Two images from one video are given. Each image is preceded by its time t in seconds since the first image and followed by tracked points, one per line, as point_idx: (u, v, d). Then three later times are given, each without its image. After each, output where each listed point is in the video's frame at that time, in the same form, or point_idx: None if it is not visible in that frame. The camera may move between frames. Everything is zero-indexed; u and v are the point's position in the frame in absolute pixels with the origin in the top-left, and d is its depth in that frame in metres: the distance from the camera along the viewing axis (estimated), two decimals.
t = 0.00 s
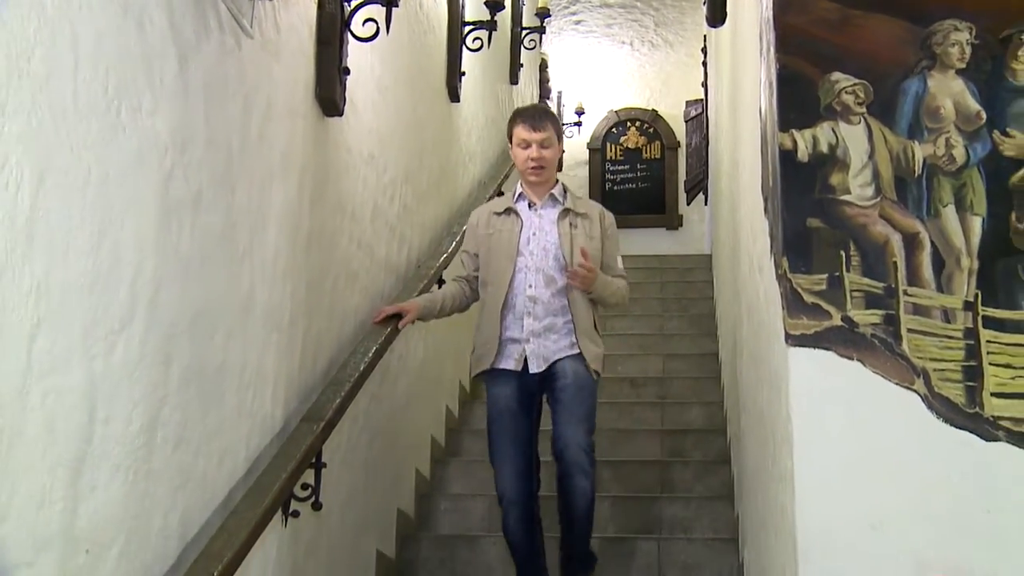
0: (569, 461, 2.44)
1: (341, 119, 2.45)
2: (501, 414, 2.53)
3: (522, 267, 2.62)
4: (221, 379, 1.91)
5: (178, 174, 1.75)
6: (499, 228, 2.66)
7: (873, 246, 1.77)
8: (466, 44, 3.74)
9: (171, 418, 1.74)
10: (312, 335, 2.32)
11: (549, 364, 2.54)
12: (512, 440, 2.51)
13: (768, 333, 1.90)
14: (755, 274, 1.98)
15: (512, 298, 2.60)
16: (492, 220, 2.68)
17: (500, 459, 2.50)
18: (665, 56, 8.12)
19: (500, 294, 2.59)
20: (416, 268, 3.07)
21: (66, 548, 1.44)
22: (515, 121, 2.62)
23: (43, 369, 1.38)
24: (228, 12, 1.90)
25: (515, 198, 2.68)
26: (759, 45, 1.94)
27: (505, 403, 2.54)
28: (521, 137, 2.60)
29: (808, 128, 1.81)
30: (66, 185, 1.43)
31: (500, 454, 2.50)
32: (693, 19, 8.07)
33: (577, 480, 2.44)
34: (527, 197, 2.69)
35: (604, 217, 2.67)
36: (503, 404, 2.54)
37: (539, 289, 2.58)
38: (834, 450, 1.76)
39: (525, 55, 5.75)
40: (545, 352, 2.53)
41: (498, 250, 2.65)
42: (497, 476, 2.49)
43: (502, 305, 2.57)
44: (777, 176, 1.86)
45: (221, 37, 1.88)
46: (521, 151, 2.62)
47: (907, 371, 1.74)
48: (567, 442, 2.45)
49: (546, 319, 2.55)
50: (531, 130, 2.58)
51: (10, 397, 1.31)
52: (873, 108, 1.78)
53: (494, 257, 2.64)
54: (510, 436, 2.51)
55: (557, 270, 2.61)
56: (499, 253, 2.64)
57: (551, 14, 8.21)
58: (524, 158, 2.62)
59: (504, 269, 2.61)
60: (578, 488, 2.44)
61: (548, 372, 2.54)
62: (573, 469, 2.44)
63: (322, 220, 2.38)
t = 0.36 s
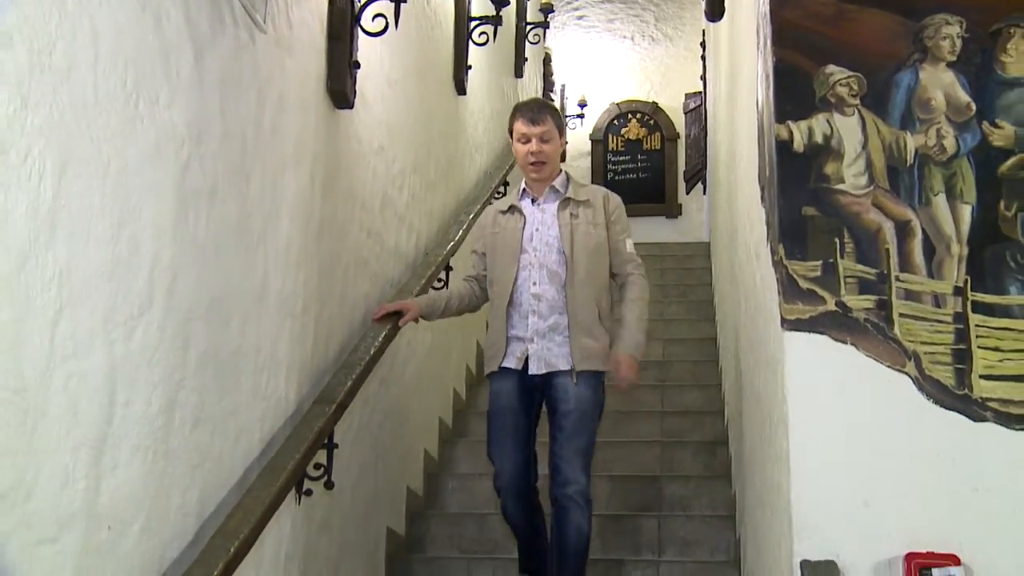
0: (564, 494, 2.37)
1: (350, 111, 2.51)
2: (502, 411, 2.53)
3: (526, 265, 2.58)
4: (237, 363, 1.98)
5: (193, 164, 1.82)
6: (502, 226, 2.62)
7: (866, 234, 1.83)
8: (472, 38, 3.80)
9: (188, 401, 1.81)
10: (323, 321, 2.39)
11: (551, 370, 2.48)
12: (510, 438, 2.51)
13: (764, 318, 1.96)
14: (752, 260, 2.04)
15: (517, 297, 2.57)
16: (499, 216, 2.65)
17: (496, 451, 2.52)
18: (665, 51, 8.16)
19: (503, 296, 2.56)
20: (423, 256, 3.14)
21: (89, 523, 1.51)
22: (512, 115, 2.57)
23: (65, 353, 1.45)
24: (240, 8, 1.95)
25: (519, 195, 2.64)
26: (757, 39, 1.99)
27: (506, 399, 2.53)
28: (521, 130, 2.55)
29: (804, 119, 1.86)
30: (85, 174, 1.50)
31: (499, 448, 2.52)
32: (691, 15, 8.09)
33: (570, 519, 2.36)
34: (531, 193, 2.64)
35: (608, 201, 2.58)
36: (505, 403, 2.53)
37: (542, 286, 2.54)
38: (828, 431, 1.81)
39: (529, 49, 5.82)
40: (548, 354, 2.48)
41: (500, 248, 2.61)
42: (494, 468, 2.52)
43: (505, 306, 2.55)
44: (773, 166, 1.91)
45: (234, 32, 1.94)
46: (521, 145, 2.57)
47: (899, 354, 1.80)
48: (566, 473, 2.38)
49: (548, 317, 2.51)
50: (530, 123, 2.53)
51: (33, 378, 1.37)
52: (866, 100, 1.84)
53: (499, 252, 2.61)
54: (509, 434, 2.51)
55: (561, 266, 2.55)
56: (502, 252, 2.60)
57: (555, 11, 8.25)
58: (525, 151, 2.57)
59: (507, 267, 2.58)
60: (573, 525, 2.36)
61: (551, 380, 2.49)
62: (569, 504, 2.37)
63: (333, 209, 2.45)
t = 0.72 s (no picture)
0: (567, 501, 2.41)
1: (362, 105, 2.62)
2: (506, 391, 2.55)
3: (536, 262, 2.65)
4: (254, 345, 2.09)
5: (212, 156, 1.91)
6: (512, 222, 2.69)
7: (855, 221, 1.92)
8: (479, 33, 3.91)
9: (208, 381, 1.91)
10: (335, 306, 2.50)
11: (560, 369, 2.54)
12: (511, 418, 2.51)
13: (757, 301, 2.06)
14: (746, 246, 2.13)
15: (527, 295, 2.63)
16: (508, 212, 2.72)
17: (494, 426, 2.52)
18: (662, 46, 8.36)
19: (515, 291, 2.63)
20: (432, 242, 3.24)
21: (115, 498, 1.60)
22: (529, 112, 2.64)
23: (93, 335, 1.54)
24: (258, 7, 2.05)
25: (530, 191, 2.71)
26: (751, 34, 2.08)
27: (512, 381, 2.57)
28: (537, 127, 2.63)
29: (795, 111, 1.95)
30: (109, 164, 1.58)
31: (499, 426, 2.51)
32: (688, 13, 8.33)
33: (568, 523, 2.40)
34: (542, 187, 2.72)
35: (620, 203, 2.68)
36: (510, 388, 2.56)
37: (553, 285, 2.61)
38: (819, 403, 1.90)
39: (534, 44, 5.93)
40: (557, 352, 2.54)
41: (510, 245, 2.68)
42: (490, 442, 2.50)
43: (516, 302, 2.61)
44: (766, 156, 2.00)
45: (252, 29, 2.03)
46: (537, 142, 2.65)
47: (885, 336, 1.89)
48: (569, 482, 2.42)
49: (559, 315, 2.58)
50: (548, 121, 2.60)
51: (62, 359, 1.45)
52: (854, 94, 1.93)
53: (508, 248, 2.68)
54: (510, 414, 2.52)
55: (572, 265, 2.63)
56: (512, 247, 2.67)
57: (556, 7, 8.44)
58: (540, 149, 2.65)
59: (518, 264, 2.65)
60: (568, 532, 2.40)
61: (558, 379, 2.54)
62: (569, 511, 2.41)
63: (346, 198, 2.56)
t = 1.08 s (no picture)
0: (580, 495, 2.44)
1: (373, 99, 2.73)
2: (501, 436, 2.46)
3: (524, 281, 2.53)
4: (272, 328, 2.20)
5: (231, 148, 2.01)
6: (499, 239, 2.57)
7: (843, 209, 2.01)
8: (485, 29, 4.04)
9: (228, 362, 2.01)
10: (349, 290, 2.61)
11: (554, 386, 2.47)
12: (511, 468, 2.45)
13: (750, 286, 2.15)
14: (740, 233, 2.23)
15: (513, 314, 2.52)
16: (493, 227, 2.59)
17: (495, 488, 2.44)
18: (660, 43, 8.66)
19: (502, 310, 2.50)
20: (441, 230, 3.36)
21: (142, 473, 1.70)
22: (515, 131, 2.52)
23: (118, 318, 1.63)
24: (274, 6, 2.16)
25: (516, 208, 2.59)
26: (744, 30, 2.18)
27: (505, 424, 2.48)
28: (525, 146, 2.51)
29: (787, 104, 2.04)
30: (133, 157, 1.67)
31: (500, 480, 2.44)
32: (685, 11, 8.59)
33: (580, 509, 2.48)
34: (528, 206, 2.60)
35: (608, 225, 2.59)
36: (503, 429, 2.47)
37: (542, 305, 2.50)
38: (808, 384, 1.98)
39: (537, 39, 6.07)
40: (548, 372, 2.46)
41: (496, 261, 2.56)
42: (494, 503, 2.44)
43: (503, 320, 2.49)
44: (759, 147, 2.09)
45: (268, 26, 2.13)
46: (525, 162, 2.53)
47: (872, 318, 1.98)
48: (581, 481, 2.44)
49: (548, 336, 2.48)
50: (536, 140, 2.49)
51: (90, 341, 1.54)
52: (843, 87, 2.03)
53: (493, 265, 2.56)
54: (510, 463, 2.45)
55: (561, 285, 2.53)
56: (498, 264, 2.55)
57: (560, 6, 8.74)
58: (529, 169, 2.54)
59: (505, 283, 2.52)
60: (581, 515, 2.49)
61: (552, 396, 2.48)
62: (584, 502, 2.47)
63: (359, 188, 2.67)
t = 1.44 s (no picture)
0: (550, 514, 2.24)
1: (385, 96, 2.85)
2: (495, 426, 2.37)
3: (514, 274, 2.42)
4: (290, 314, 2.32)
5: (250, 142, 2.13)
6: (491, 232, 2.48)
7: (831, 201, 2.12)
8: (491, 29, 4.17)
9: (249, 345, 2.14)
10: (363, 278, 2.73)
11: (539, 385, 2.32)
12: (505, 453, 2.35)
13: (744, 274, 2.26)
14: (733, 224, 2.35)
15: (504, 309, 2.41)
16: (488, 221, 2.51)
17: (490, 470, 2.36)
18: (657, 44, 8.87)
19: (491, 306, 2.40)
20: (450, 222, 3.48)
21: (168, 449, 1.82)
22: (505, 121, 2.42)
23: (146, 303, 1.74)
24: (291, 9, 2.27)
25: (508, 200, 2.48)
26: (738, 30, 2.29)
27: (499, 417, 2.37)
28: (514, 135, 2.40)
29: (779, 101, 2.15)
30: (157, 153, 1.78)
31: (493, 466, 2.36)
32: (681, 12, 8.76)
33: (554, 531, 2.24)
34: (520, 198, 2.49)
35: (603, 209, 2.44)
36: (496, 420, 2.37)
37: (530, 298, 2.38)
38: (796, 362, 2.09)
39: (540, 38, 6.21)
40: (536, 369, 2.32)
41: (487, 255, 2.47)
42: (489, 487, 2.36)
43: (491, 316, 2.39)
44: (752, 142, 2.20)
45: (286, 27, 2.25)
46: (514, 152, 2.42)
47: (859, 304, 2.09)
48: (554, 496, 2.25)
49: (538, 330, 2.35)
50: (526, 128, 2.38)
51: (120, 325, 1.65)
52: (831, 85, 2.14)
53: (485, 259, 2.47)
54: (504, 448, 2.36)
55: (551, 277, 2.39)
56: (489, 256, 2.46)
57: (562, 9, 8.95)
58: (518, 160, 2.42)
59: (494, 277, 2.42)
60: (555, 537, 2.24)
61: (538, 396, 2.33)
62: (557, 525, 2.24)
63: (371, 181, 2.79)
